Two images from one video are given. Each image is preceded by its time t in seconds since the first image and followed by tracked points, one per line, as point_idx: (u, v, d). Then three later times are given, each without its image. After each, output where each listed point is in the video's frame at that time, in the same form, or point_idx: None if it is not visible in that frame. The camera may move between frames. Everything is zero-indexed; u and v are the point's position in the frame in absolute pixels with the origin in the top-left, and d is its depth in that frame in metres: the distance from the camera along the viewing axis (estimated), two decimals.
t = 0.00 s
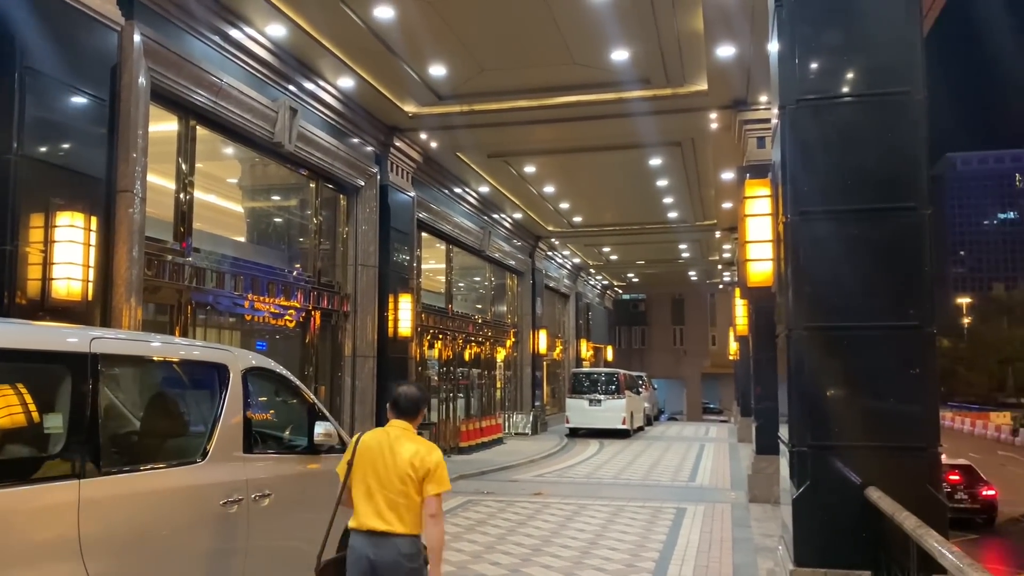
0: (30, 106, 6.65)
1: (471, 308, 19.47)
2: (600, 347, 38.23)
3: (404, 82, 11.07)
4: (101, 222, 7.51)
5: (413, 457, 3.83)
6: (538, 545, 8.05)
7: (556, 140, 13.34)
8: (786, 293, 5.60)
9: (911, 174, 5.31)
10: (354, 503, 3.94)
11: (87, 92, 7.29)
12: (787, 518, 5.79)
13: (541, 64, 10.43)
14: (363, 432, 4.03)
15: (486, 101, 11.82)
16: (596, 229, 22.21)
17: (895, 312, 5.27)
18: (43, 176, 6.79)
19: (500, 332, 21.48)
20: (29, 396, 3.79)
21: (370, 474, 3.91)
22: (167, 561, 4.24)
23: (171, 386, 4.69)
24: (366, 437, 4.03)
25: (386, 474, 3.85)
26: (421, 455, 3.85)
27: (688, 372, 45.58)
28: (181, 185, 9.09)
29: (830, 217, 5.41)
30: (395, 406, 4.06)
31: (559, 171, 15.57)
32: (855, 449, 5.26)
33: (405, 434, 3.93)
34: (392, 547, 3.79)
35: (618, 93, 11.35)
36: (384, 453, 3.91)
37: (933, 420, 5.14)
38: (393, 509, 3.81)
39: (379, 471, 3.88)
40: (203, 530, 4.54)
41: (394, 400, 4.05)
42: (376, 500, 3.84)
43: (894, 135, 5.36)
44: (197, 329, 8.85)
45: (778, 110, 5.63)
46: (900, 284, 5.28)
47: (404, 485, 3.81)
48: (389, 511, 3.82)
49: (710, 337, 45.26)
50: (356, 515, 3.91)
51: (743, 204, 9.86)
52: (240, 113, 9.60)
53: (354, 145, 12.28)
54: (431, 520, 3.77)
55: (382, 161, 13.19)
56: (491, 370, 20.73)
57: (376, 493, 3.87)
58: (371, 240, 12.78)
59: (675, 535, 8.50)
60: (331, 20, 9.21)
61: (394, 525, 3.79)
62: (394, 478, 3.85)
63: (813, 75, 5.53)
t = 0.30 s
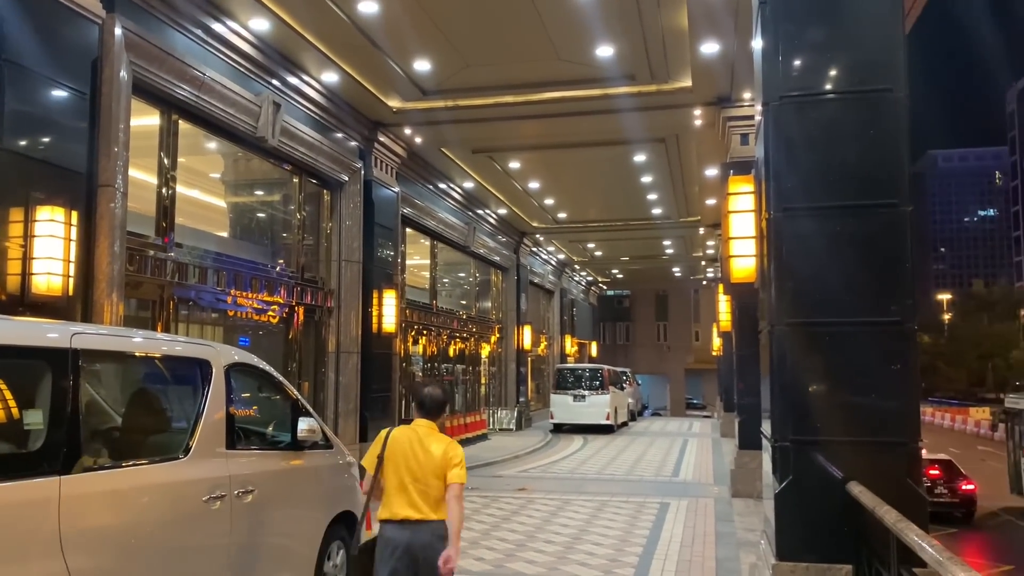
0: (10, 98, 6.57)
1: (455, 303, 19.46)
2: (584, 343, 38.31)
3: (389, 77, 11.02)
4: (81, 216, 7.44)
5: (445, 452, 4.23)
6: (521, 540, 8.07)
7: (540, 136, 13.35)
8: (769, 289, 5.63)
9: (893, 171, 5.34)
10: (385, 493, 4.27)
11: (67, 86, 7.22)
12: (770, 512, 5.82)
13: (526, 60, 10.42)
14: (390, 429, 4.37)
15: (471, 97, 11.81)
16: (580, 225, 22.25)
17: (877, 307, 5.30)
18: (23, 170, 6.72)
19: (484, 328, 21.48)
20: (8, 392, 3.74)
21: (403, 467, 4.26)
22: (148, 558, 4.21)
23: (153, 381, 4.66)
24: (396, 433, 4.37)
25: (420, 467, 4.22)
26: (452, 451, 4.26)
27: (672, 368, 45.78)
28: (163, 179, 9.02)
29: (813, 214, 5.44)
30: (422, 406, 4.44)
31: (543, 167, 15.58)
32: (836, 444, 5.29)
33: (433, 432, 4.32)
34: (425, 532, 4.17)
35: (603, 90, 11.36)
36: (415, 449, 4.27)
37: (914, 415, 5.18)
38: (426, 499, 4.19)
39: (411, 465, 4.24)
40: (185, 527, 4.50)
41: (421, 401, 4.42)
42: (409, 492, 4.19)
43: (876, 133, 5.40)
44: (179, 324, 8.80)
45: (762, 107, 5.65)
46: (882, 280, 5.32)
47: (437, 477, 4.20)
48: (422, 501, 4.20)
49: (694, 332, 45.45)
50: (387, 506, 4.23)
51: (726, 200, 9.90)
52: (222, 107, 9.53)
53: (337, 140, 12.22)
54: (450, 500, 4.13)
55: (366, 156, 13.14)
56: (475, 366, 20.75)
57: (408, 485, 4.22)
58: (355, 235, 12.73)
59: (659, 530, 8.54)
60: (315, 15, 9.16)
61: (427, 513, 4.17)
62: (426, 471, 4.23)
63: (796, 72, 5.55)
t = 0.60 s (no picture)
0: None
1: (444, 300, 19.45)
2: (573, 340, 38.44)
3: (379, 74, 11.00)
4: (68, 213, 7.39)
5: (456, 435, 4.93)
6: (509, 536, 8.09)
7: (529, 133, 13.36)
8: (757, 286, 5.64)
9: (880, 168, 5.37)
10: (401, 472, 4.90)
11: (54, 81, 7.18)
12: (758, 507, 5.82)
13: (515, 57, 10.43)
14: (403, 417, 5.04)
15: (461, 93, 11.81)
16: (570, 222, 22.27)
17: (865, 303, 5.33)
18: (9, 166, 6.68)
19: (474, 325, 21.50)
20: None
21: (418, 449, 4.93)
22: (136, 555, 4.19)
23: (142, 379, 4.64)
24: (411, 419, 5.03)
25: (433, 449, 4.90)
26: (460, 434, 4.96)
27: (661, 364, 45.92)
28: (150, 175, 8.97)
29: (801, 211, 5.46)
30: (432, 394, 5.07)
31: (532, 164, 15.62)
32: (823, 440, 5.31)
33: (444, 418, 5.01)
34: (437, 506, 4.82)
35: (592, 87, 11.37)
36: (427, 432, 4.95)
37: (900, 411, 5.21)
38: (438, 477, 4.85)
39: (424, 447, 4.92)
40: (174, 525, 4.49)
41: (430, 389, 5.06)
42: (425, 469, 4.85)
43: (864, 130, 5.42)
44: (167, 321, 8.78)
45: (750, 104, 5.66)
46: (867, 276, 5.35)
47: (449, 457, 4.88)
48: (434, 479, 4.85)
49: (683, 329, 45.59)
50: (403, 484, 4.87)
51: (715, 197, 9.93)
52: (211, 103, 9.49)
53: (326, 136, 12.19)
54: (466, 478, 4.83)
55: (355, 153, 13.10)
56: (465, 362, 20.77)
57: (422, 465, 4.88)
58: (344, 232, 12.71)
59: (647, 525, 8.58)
60: (304, 10, 9.14)
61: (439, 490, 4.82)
62: (438, 452, 4.91)
63: (784, 69, 5.56)
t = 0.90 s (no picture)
0: None
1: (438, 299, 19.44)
2: (568, 339, 38.51)
3: (373, 73, 10.99)
4: (61, 213, 7.36)
5: (466, 428, 5.45)
6: (503, 535, 8.10)
7: (523, 132, 13.37)
8: (751, 285, 5.65)
9: (872, 168, 5.39)
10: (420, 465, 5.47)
11: (47, 80, 7.16)
12: (751, 506, 5.83)
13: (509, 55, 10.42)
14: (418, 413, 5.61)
15: (455, 93, 11.80)
16: (564, 221, 22.29)
17: (858, 302, 5.35)
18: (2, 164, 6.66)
19: (468, 324, 21.50)
20: None
21: (432, 443, 5.48)
22: (131, 555, 4.18)
23: (136, 378, 4.63)
24: (426, 416, 5.58)
25: (445, 442, 5.44)
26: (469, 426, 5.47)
27: (656, 363, 45.97)
28: (144, 175, 8.94)
29: (795, 210, 5.48)
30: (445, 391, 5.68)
31: (527, 163, 15.64)
32: (817, 439, 5.33)
33: (455, 413, 5.54)
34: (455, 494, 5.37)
35: (585, 86, 11.38)
36: (441, 427, 5.49)
37: (893, 410, 5.23)
38: (452, 468, 5.38)
39: (438, 440, 5.46)
40: (168, 524, 4.48)
41: (444, 387, 5.63)
42: (439, 461, 5.39)
43: (857, 129, 5.44)
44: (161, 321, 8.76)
45: (744, 103, 5.67)
46: (860, 275, 5.37)
47: (462, 448, 5.42)
48: (450, 469, 5.39)
49: (677, 328, 45.65)
50: (422, 475, 5.45)
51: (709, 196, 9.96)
52: (204, 102, 9.47)
53: (321, 136, 12.17)
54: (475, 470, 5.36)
55: (349, 152, 13.09)
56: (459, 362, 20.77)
57: (438, 456, 5.42)
58: (338, 231, 12.70)
59: (641, 524, 8.60)
60: (297, 9, 9.12)
61: (453, 479, 5.35)
62: (452, 444, 5.45)
63: (778, 69, 5.58)
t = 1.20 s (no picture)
0: None
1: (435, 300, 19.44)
2: (564, 340, 38.51)
3: (370, 74, 10.98)
4: (57, 215, 7.34)
5: (487, 428, 5.64)
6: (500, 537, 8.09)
7: (520, 133, 13.38)
8: (748, 286, 5.66)
9: (869, 169, 5.40)
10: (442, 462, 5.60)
11: (43, 81, 7.15)
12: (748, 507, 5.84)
13: (505, 56, 10.42)
14: (441, 412, 5.77)
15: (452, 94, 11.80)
16: (561, 222, 22.30)
17: (854, 303, 5.35)
18: None
19: (465, 325, 21.49)
20: None
21: (456, 441, 5.62)
22: (127, 557, 4.18)
23: (132, 379, 4.62)
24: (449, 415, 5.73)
25: (469, 440, 5.59)
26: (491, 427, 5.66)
27: (653, 364, 45.99)
28: (140, 176, 8.92)
29: (792, 212, 5.49)
30: (465, 393, 5.86)
31: (524, 164, 15.65)
32: (813, 440, 5.33)
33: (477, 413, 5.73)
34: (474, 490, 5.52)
35: (582, 87, 11.38)
36: (464, 427, 5.66)
37: (889, 411, 5.24)
38: (473, 465, 5.54)
39: (462, 438, 5.61)
40: (164, 526, 4.47)
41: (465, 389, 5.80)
42: (462, 458, 5.54)
43: (853, 130, 5.45)
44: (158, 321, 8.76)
45: (741, 104, 5.68)
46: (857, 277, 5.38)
47: (483, 446, 5.59)
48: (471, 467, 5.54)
49: (674, 329, 45.68)
50: (443, 470, 5.56)
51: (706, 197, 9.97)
52: (200, 102, 9.46)
53: (317, 136, 12.17)
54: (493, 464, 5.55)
55: (346, 153, 13.09)
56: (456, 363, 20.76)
57: (461, 454, 5.56)
58: (334, 232, 12.70)
59: (638, 525, 8.60)
60: (294, 10, 9.12)
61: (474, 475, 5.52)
62: (474, 442, 5.60)
63: (775, 70, 5.59)
